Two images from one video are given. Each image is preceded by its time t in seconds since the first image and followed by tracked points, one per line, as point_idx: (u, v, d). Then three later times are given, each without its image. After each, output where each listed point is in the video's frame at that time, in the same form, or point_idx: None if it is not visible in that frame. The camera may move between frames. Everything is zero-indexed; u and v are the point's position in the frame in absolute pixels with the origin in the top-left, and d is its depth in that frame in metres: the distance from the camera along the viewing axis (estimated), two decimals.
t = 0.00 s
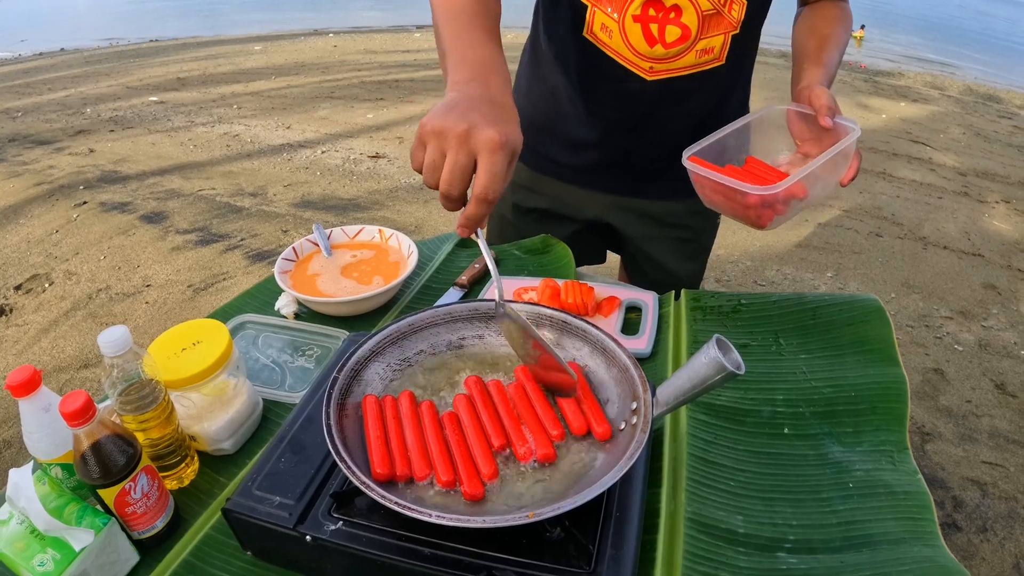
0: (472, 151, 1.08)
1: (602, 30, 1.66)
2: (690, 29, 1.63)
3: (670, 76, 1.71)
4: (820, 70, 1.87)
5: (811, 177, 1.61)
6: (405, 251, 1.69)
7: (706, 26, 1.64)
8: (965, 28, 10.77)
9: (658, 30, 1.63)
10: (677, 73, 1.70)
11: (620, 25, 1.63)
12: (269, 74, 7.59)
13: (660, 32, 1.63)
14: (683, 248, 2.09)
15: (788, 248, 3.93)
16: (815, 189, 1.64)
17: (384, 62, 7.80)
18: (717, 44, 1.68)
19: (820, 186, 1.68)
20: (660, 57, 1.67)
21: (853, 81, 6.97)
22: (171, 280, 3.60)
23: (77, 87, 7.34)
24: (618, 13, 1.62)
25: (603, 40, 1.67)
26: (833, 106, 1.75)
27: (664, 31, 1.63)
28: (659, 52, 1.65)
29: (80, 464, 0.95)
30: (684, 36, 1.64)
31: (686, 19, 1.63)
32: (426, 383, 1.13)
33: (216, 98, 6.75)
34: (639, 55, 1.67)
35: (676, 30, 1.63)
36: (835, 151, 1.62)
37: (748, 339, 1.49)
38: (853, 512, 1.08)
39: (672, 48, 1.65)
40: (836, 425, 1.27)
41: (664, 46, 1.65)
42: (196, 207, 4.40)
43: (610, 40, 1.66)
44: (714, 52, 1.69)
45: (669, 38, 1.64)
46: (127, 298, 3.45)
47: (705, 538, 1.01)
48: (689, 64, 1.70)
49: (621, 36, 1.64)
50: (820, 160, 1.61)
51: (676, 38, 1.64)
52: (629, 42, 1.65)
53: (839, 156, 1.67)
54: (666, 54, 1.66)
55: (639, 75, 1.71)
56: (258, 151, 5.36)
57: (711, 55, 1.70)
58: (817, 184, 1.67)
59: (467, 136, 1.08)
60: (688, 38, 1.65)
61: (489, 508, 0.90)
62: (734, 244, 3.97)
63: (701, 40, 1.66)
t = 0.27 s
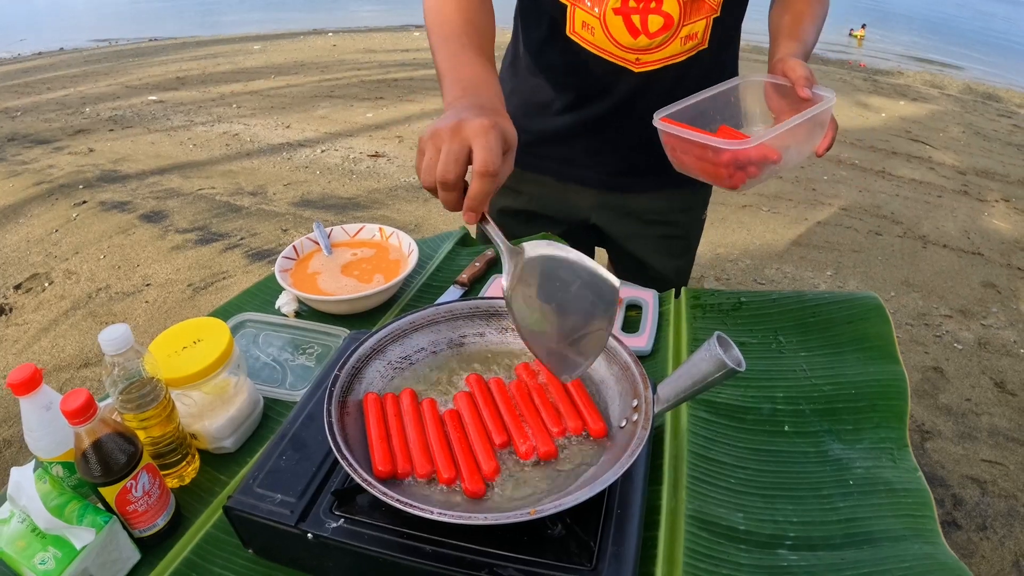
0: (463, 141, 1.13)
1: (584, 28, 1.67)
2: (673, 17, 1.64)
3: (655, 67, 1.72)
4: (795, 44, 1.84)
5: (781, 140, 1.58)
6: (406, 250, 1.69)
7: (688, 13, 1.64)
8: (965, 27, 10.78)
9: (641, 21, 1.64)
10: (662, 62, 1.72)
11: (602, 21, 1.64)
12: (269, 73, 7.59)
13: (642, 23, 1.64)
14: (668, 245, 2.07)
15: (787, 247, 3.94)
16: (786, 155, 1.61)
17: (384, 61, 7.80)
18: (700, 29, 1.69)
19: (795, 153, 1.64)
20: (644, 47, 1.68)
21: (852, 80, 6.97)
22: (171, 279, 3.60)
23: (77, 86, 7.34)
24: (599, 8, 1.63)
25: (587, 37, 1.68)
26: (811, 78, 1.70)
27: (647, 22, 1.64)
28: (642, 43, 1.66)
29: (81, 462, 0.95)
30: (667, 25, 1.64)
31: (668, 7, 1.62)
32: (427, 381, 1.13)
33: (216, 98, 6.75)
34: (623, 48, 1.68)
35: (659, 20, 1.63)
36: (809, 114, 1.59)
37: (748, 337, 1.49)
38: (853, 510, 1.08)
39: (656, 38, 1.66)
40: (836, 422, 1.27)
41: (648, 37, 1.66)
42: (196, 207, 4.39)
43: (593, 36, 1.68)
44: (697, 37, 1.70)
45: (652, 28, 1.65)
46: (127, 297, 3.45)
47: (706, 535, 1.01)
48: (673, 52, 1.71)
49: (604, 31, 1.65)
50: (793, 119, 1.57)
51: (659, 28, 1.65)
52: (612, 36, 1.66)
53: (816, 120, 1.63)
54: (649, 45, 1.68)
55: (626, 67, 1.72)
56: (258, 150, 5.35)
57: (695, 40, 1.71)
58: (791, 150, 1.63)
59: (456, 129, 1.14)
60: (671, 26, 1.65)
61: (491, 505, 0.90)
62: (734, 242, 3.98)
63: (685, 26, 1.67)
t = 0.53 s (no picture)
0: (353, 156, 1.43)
1: (528, 25, 1.72)
2: (614, 6, 1.65)
3: (601, 57, 1.76)
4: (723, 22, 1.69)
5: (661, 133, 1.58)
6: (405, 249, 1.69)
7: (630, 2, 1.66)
8: (964, 27, 10.78)
9: (583, 14, 1.67)
10: (606, 52, 1.75)
11: (544, 17, 1.68)
12: (268, 72, 7.58)
13: (582, 15, 1.66)
14: (640, 240, 2.08)
15: (786, 246, 3.94)
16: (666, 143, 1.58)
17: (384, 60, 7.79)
18: (645, 15, 1.70)
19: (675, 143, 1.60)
20: (587, 39, 1.72)
21: (852, 79, 6.97)
22: (170, 278, 3.60)
23: (76, 86, 7.33)
24: (539, 5, 1.67)
25: (532, 35, 1.73)
26: (714, 63, 1.56)
27: (588, 13, 1.67)
28: (585, 33, 1.70)
29: (80, 461, 0.95)
30: (609, 14, 1.67)
31: None
32: (427, 380, 1.13)
33: (216, 97, 6.74)
34: (569, 41, 1.72)
35: (600, 9, 1.66)
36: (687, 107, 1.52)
37: (747, 336, 1.49)
38: (853, 508, 1.08)
39: (600, 27, 1.70)
40: (836, 421, 1.27)
41: (591, 27, 1.69)
42: (195, 206, 4.39)
43: (537, 33, 1.72)
44: (643, 23, 1.72)
45: (594, 19, 1.68)
46: (126, 297, 3.44)
47: (706, 534, 1.01)
48: (620, 40, 1.73)
49: (547, 27, 1.70)
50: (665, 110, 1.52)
51: (601, 18, 1.68)
52: (556, 31, 1.70)
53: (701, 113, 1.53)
54: (593, 36, 1.71)
55: (575, 60, 1.76)
56: (257, 149, 5.35)
57: (642, 26, 1.72)
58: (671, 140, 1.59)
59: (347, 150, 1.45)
60: (613, 15, 1.67)
61: (492, 504, 0.90)
62: (733, 241, 3.98)
63: (628, 14, 1.68)
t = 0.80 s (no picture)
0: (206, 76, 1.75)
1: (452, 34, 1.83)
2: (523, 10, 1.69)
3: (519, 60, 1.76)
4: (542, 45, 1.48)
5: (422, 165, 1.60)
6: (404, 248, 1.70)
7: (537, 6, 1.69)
8: (965, 25, 10.78)
9: (494, 19, 1.73)
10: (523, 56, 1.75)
11: (462, 24, 1.79)
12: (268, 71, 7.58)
13: (494, 20, 1.73)
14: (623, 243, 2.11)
15: (784, 245, 3.94)
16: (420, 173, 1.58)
17: (384, 59, 7.79)
18: (558, 17, 1.70)
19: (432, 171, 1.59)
20: (502, 44, 1.76)
21: (851, 78, 6.97)
22: (170, 278, 3.60)
23: (76, 85, 7.33)
24: (457, 15, 1.78)
25: (457, 43, 1.84)
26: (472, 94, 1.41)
27: (499, 18, 1.73)
28: (498, 39, 1.75)
29: (81, 462, 0.95)
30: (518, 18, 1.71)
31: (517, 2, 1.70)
32: (426, 380, 1.13)
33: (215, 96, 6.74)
34: (488, 47, 1.79)
35: (509, 13, 1.71)
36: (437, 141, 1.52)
37: (746, 336, 1.49)
38: (852, 507, 1.09)
39: (513, 31, 1.74)
40: (835, 420, 1.27)
41: (503, 31, 1.74)
42: (194, 206, 4.39)
43: (459, 40, 1.83)
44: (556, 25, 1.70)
45: (505, 24, 1.73)
46: (126, 296, 3.44)
47: (705, 534, 1.01)
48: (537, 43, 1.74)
49: (466, 33, 1.80)
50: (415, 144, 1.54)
51: (512, 22, 1.72)
52: (474, 37, 1.79)
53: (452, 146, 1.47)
54: (507, 40, 1.75)
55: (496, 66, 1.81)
56: (257, 149, 5.35)
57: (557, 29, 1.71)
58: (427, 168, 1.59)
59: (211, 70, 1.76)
60: (522, 19, 1.71)
61: (491, 503, 0.91)
62: (732, 240, 3.98)
63: (539, 18, 1.70)
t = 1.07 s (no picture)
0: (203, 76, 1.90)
1: (400, 39, 1.88)
2: (446, 22, 1.68)
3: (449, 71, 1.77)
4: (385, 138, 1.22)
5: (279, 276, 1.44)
6: (404, 250, 1.71)
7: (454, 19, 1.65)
8: (965, 24, 10.78)
9: (425, 28, 1.74)
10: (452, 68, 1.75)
11: (404, 31, 1.82)
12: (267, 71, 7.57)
13: (425, 30, 1.75)
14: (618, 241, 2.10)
15: (783, 244, 3.94)
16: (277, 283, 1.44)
17: (384, 59, 7.79)
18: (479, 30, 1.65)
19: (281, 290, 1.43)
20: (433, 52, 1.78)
21: (851, 78, 6.97)
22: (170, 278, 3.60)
23: (76, 85, 7.33)
24: (400, 22, 1.82)
25: (404, 48, 1.88)
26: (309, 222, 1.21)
27: (428, 28, 1.73)
28: (429, 47, 1.77)
29: (82, 463, 0.95)
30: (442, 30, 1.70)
31: (441, 14, 1.68)
32: (427, 380, 1.13)
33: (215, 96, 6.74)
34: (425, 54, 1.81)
35: (436, 25, 1.71)
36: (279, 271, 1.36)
37: (745, 336, 1.50)
38: (852, 507, 1.09)
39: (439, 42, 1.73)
40: (835, 420, 1.28)
41: (432, 41, 1.75)
42: (194, 206, 4.39)
43: (405, 46, 1.87)
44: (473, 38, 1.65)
45: (433, 34, 1.73)
46: (126, 297, 3.45)
47: (705, 533, 1.02)
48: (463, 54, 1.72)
49: (408, 40, 1.83)
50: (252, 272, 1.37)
51: (437, 33, 1.72)
52: (413, 45, 1.82)
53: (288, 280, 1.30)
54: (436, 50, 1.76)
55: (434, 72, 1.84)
56: (256, 148, 5.35)
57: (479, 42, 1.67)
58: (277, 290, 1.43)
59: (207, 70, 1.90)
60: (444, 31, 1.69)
61: (492, 503, 0.91)
62: (731, 239, 3.99)
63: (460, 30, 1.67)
